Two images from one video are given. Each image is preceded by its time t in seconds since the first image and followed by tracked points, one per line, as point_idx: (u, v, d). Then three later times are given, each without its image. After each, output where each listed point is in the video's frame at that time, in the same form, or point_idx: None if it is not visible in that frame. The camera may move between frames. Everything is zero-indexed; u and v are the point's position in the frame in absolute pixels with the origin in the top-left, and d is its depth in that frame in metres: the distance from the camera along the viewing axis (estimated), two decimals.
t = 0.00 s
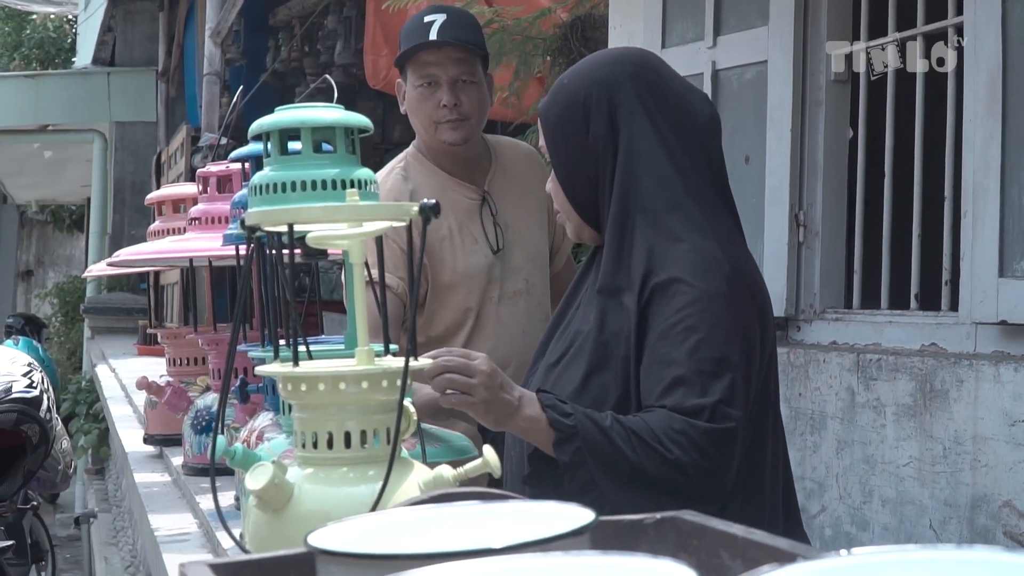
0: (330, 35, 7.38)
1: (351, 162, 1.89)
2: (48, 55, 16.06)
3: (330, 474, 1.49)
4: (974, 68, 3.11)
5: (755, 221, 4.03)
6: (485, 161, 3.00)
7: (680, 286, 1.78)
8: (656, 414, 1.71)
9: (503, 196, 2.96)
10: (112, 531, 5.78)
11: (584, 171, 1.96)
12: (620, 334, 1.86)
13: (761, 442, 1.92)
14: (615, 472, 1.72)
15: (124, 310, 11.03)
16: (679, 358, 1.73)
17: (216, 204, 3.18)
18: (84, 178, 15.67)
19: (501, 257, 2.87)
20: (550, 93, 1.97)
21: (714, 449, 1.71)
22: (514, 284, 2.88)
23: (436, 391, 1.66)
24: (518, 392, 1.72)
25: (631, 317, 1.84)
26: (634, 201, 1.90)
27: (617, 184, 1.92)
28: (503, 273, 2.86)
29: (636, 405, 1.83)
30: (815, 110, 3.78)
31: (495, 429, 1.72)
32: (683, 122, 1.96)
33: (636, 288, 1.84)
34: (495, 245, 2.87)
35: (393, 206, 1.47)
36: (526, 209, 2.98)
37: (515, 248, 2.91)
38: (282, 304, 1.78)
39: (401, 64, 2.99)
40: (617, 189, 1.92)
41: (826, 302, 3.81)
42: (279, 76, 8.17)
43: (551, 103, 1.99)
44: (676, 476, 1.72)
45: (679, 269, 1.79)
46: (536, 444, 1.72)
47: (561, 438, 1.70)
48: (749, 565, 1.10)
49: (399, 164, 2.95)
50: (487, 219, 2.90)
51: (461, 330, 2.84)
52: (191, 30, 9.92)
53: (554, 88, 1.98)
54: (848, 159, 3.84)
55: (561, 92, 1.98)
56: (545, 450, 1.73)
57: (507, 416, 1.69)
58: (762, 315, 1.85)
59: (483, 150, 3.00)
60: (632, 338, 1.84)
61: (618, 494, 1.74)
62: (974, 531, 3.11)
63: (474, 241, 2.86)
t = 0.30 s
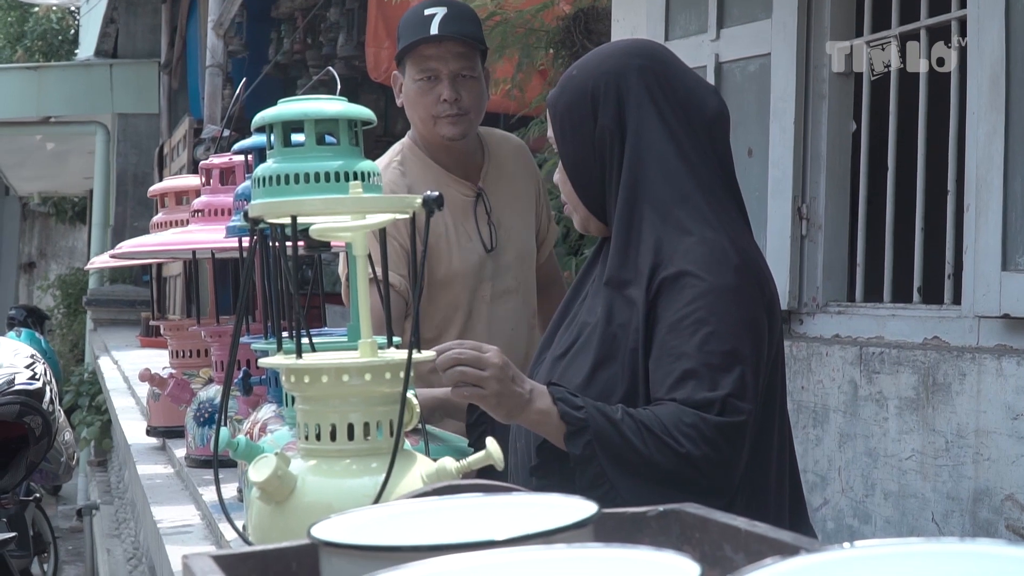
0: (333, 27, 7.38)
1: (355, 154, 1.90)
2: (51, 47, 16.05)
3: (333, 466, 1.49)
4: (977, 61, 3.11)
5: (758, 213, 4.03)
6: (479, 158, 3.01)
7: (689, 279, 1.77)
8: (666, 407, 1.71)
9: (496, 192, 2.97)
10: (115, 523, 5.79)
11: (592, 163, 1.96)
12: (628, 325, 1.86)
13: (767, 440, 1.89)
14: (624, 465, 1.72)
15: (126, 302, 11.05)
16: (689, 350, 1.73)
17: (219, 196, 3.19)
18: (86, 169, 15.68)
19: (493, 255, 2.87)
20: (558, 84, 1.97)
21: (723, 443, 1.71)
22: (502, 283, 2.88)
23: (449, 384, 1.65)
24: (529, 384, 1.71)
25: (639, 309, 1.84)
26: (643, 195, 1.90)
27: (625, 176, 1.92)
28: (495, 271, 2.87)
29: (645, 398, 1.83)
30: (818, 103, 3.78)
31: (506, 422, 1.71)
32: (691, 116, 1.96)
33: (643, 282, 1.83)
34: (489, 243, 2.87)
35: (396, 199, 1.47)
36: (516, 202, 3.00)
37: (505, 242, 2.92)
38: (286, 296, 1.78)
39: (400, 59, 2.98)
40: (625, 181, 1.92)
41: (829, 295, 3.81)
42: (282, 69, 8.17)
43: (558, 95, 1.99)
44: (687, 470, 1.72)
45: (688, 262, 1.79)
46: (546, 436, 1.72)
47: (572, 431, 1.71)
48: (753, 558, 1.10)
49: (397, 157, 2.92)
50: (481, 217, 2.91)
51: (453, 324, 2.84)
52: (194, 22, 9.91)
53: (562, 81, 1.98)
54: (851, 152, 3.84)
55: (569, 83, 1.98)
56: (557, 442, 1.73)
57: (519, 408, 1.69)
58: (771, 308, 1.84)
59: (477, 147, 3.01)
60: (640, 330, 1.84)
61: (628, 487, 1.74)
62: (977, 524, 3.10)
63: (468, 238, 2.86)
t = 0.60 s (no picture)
0: (336, 21, 7.37)
1: (357, 148, 1.89)
2: (54, 41, 16.05)
3: (335, 459, 1.49)
4: (980, 54, 3.10)
5: (760, 207, 4.03)
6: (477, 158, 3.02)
7: (692, 274, 1.77)
8: (672, 402, 1.72)
9: (494, 194, 3.00)
10: (117, 516, 5.80)
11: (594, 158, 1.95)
12: (631, 319, 1.86)
13: (767, 435, 1.89)
14: (631, 458, 1.72)
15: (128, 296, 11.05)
16: (693, 345, 1.73)
17: (221, 189, 3.19)
18: (89, 163, 15.67)
19: (491, 255, 2.89)
20: (559, 77, 1.95)
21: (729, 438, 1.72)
22: (495, 284, 2.90)
23: (459, 380, 1.67)
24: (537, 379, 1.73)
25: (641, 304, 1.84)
26: (646, 190, 1.89)
27: (628, 171, 1.91)
28: (491, 271, 2.88)
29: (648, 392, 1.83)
30: (821, 97, 3.77)
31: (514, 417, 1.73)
32: (692, 109, 1.95)
33: (646, 277, 1.83)
34: (486, 243, 2.88)
35: (397, 192, 1.48)
36: (512, 206, 3.03)
37: (502, 243, 2.94)
38: (287, 289, 1.78)
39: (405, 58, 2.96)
40: (627, 176, 1.91)
41: (831, 289, 3.81)
42: (284, 62, 8.16)
43: (559, 87, 1.97)
44: (694, 463, 1.73)
45: (692, 257, 1.79)
46: (556, 432, 1.74)
47: (582, 426, 1.72)
48: (755, 552, 1.10)
49: (402, 154, 2.92)
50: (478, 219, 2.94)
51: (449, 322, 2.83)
52: (196, 16, 9.90)
53: (563, 74, 1.96)
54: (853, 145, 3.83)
55: (570, 75, 1.96)
56: (565, 437, 1.75)
57: (526, 403, 1.70)
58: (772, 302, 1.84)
59: (476, 148, 3.03)
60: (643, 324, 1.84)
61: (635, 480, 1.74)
62: (979, 518, 3.10)
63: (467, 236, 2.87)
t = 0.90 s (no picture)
0: (338, 16, 7.36)
1: (360, 144, 1.89)
2: (56, 37, 16.05)
3: (337, 456, 1.49)
4: (981, 51, 3.09)
5: (762, 204, 4.02)
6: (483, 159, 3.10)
7: (688, 269, 1.77)
8: (672, 393, 1.72)
9: (495, 196, 3.06)
10: (119, 512, 5.81)
11: (588, 157, 1.95)
12: (627, 315, 1.86)
13: (767, 427, 1.90)
14: (636, 450, 1.73)
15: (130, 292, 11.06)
16: (691, 339, 1.73)
17: (223, 185, 3.19)
18: (91, 159, 15.68)
19: (485, 253, 2.96)
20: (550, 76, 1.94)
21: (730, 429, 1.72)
22: (491, 283, 2.96)
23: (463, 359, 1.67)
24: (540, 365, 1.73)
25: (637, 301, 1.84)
26: (643, 186, 1.89)
27: (623, 169, 1.90)
28: (485, 269, 2.95)
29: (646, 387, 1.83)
30: (823, 93, 3.77)
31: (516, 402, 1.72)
32: (685, 106, 1.95)
33: (642, 273, 1.83)
34: (480, 241, 2.96)
35: (400, 188, 1.47)
36: (515, 210, 3.08)
37: (499, 244, 3.00)
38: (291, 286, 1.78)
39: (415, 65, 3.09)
40: (621, 174, 1.90)
41: (834, 286, 3.81)
42: (285, 58, 8.15)
43: (551, 86, 1.96)
44: (694, 454, 1.73)
45: (687, 253, 1.79)
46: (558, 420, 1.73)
47: (582, 413, 1.71)
48: (757, 548, 1.10)
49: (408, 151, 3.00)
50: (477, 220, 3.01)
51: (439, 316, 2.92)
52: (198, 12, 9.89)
53: (555, 73, 1.95)
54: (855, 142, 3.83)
55: (561, 75, 1.96)
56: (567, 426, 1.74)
57: (530, 387, 1.69)
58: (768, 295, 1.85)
59: (484, 151, 3.11)
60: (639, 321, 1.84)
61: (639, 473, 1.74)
62: (981, 515, 3.10)
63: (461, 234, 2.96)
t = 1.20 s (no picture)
0: (340, 16, 7.37)
1: (362, 144, 1.90)
2: (58, 36, 16.07)
3: (340, 455, 1.50)
4: (983, 50, 3.09)
5: (764, 203, 4.02)
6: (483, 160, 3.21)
7: (664, 269, 1.79)
8: (623, 388, 1.73)
9: (493, 194, 3.14)
10: (121, 512, 5.81)
11: (595, 162, 1.95)
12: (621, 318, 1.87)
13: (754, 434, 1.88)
14: (567, 431, 1.81)
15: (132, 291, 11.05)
16: (662, 339, 1.73)
17: (226, 185, 3.19)
18: (93, 158, 15.69)
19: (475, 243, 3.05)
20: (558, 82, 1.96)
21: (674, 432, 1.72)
22: (478, 272, 3.04)
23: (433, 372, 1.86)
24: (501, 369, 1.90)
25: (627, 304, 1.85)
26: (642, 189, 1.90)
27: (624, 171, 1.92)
28: (472, 259, 3.03)
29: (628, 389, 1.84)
30: (826, 92, 3.77)
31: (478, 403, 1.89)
32: (693, 112, 1.95)
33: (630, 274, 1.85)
34: (471, 231, 3.05)
35: (404, 188, 1.48)
36: (511, 209, 3.15)
37: (490, 237, 3.08)
38: (293, 285, 1.78)
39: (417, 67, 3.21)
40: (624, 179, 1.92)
41: (836, 285, 3.81)
42: (288, 57, 8.13)
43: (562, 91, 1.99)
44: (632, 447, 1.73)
45: (667, 254, 1.80)
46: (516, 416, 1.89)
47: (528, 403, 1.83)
48: (760, 548, 1.10)
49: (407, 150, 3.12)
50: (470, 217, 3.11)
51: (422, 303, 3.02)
52: (201, 11, 9.89)
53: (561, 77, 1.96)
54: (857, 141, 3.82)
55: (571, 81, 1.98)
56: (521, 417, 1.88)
57: (484, 385, 1.86)
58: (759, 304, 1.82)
59: (483, 155, 3.21)
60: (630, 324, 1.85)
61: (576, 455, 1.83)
62: (983, 514, 3.10)
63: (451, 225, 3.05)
